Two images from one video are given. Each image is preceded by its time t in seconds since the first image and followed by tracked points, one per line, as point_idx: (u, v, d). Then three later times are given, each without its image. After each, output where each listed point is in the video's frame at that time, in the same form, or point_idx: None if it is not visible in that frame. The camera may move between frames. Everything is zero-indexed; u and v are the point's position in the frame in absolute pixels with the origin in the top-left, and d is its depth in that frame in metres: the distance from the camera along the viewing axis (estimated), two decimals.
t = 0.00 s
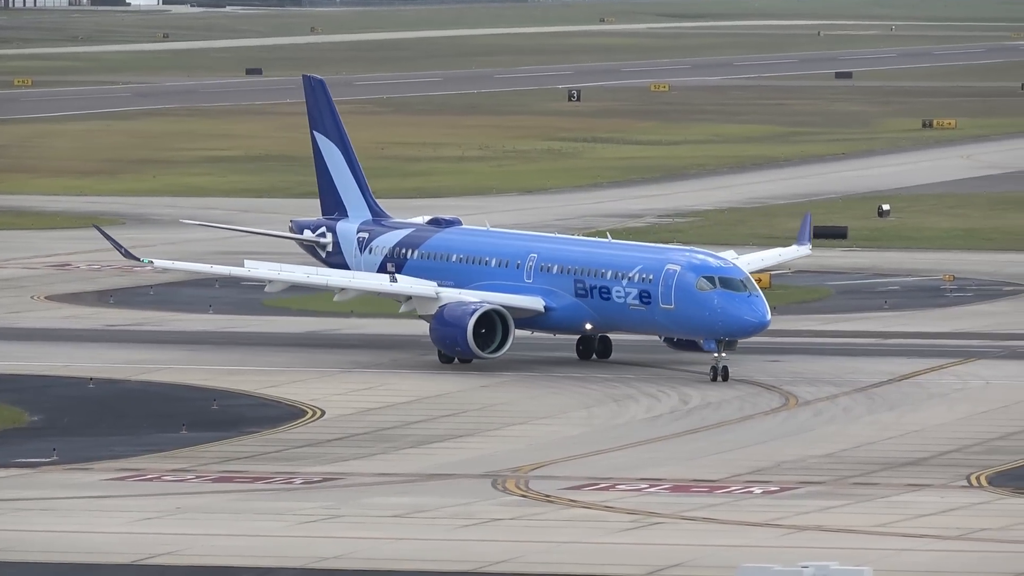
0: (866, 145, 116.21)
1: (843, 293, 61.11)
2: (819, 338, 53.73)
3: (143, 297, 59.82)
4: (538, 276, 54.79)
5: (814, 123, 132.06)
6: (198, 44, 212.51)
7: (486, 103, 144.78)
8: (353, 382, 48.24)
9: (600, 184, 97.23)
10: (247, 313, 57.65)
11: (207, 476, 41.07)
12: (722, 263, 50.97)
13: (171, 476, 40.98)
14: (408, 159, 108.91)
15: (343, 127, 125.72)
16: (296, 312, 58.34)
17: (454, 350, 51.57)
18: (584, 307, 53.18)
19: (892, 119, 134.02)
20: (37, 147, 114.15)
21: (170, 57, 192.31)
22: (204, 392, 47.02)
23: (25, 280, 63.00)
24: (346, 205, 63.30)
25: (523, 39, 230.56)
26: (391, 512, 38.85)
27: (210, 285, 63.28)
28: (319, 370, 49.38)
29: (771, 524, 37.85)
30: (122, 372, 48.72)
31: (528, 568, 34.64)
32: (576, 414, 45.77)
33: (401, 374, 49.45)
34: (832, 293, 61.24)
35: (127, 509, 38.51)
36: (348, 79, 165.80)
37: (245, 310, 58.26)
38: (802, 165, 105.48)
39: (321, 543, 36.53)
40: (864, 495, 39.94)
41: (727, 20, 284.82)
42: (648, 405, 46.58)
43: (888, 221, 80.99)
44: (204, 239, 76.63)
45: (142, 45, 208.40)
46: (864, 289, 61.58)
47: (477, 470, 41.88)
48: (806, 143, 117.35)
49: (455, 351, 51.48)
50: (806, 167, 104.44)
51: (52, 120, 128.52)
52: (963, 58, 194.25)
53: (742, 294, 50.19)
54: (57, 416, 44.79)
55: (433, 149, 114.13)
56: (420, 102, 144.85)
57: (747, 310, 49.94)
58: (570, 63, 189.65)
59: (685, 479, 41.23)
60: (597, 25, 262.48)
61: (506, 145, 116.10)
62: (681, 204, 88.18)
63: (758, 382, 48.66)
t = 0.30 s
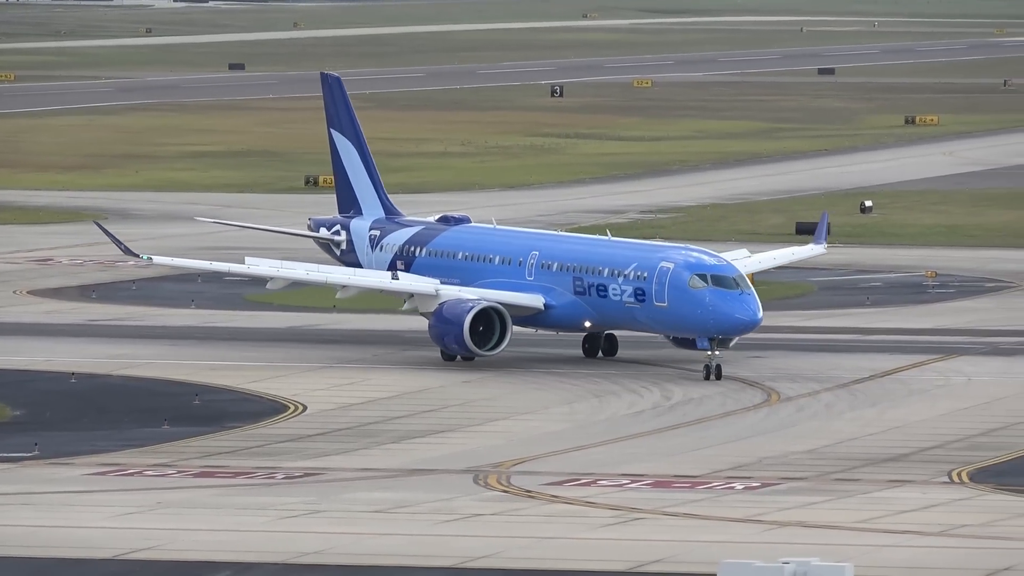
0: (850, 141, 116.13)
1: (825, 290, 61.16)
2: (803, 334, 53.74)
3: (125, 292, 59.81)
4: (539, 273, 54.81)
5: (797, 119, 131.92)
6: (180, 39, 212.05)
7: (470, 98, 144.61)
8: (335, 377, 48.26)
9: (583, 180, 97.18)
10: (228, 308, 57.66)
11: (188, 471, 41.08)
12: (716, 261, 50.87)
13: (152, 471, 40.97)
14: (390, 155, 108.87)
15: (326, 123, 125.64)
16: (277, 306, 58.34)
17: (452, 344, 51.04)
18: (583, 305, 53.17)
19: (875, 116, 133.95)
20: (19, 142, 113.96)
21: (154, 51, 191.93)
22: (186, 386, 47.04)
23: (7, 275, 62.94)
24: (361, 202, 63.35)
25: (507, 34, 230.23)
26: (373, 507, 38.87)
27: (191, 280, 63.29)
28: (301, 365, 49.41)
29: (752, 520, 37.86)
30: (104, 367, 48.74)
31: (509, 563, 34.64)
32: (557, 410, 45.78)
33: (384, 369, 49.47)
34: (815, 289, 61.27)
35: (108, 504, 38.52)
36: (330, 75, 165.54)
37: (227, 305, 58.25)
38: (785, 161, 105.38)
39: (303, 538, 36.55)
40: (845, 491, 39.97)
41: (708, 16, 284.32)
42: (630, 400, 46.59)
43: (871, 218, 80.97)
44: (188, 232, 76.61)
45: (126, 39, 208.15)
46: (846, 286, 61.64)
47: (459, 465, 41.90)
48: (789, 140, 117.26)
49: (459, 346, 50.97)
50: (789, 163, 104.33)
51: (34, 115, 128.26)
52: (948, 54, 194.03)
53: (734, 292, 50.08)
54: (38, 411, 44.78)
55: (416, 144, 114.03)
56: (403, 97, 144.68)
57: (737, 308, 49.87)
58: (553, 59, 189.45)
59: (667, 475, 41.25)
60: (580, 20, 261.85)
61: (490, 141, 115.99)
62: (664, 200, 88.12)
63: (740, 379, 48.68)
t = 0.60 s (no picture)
0: (828, 140, 116.28)
1: (802, 289, 61.27)
2: (780, 333, 53.79)
3: (102, 288, 59.79)
4: (533, 273, 54.65)
5: (775, 118, 132.00)
6: (158, 35, 211.94)
7: (448, 95, 144.59)
8: (312, 374, 48.28)
9: (560, 178, 97.20)
10: (204, 304, 57.64)
11: (164, 468, 41.07)
12: (703, 262, 50.65)
13: (129, 467, 40.98)
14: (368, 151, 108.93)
15: (304, 120, 125.55)
16: (253, 303, 58.35)
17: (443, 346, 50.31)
18: (573, 305, 53.04)
19: (852, 115, 134.04)
20: None
21: (132, 47, 191.75)
22: (164, 382, 47.03)
23: None
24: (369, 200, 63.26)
25: (486, 32, 229.98)
26: (349, 504, 38.86)
27: (168, 276, 63.28)
28: (278, 362, 49.42)
29: (728, 518, 37.85)
30: (81, 362, 48.72)
31: (485, 561, 34.64)
32: (534, 407, 45.79)
33: (361, 366, 49.48)
34: (792, 289, 61.35)
35: (85, 500, 38.51)
36: (308, 72, 165.46)
37: (204, 301, 58.26)
38: (764, 160, 105.37)
39: (279, 534, 36.54)
40: (821, 490, 39.96)
41: (686, 14, 283.91)
42: (607, 398, 46.62)
43: (848, 217, 81.05)
44: (166, 227, 76.55)
45: (103, 35, 207.66)
46: (823, 285, 61.77)
47: (435, 463, 41.90)
48: (767, 138, 117.35)
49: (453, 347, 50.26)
50: (766, 162, 104.30)
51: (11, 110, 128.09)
52: (926, 54, 194.09)
53: (718, 293, 49.85)
54: (14, 407, 44.77)
55: (393, 141, 114.05)
56: (381, 94, 144.64)
57: (722, 309, 49.62)
58: (530, 57, 189.44)
59: (643, 473, 41.24)
60: (559, 19, 261.49)
61: (467, 138, 116.00)
62: (641, 198, 88.17)
63: (716, 377, 48.73)
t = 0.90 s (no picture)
0: (810, 138, 116.32)
1: (784, 287, 61.29)
2: (763, 330, 53.83)
3: (85, 284, 59.80)
4: (532, 272, 54.11)
5: (756, 115, 131.99)
6: (140, 31, 211.69)
7: (429, 92, 144.44)
8: (295, 370, 48.28)
9: (542, 175, 97.18)
10: (185, 301, 57.62)
11: (147, 464, 41.08)
12: (694, 262, 50.03)
13: (111, 464, 40.98)
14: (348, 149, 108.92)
15: (287, 116, 125.56)
16: (234, 299, 58.32)
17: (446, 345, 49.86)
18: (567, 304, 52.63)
19: (834, 113, 134.03)
20: None
21: (114, 44, 191.50)
22: (147, 379, 47.03)
23: None
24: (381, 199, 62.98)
25: (468, 28, 229.87)
26: (331, 501, 38.87)
27: (151, 273, 63.29)
28: (260, 359, 49.40)
29: (710, 515, 37.89)
30: (63, 359, 48.71)
31: (467, 557, 34.65)
32: (516, 404, 45.80)
33: (343, 363, 49.47)
34: (775, 286, 61.40)
35: (67, 496, 38.52)
36: (289, 68, 165.40)
37: (186, 298, 58.28)
38: (746, 157, 105.41)
39: (261, 531, 36.55)
40: (803, 487, 39.98)
41: (667, 11, 284.11)
42: (589, 395, 46.61)
43: (830, 215, 81.13)
44: (149, 224, 76.48)
45: (85, 32, 207.43)
46: (805, 283, 61.81)
47: (417, 459, 41.89)
48: (749, 135, 117.39)
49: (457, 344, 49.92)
50: (749, 159, 104.34)
51: None
52: (908, 52, 194.24)
53: (708, 293, 49.22)
54: None
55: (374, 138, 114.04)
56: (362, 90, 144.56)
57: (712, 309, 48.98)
58: (512, 54, 189.21)
59: (626, 470, 41.25)
60: (540, 16, 261.15)
61: (449, 134, 115.93)
62: (623, 195, 88.19)
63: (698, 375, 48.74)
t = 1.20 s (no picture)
0: (795, 135, 116.39)
1: (768, 284, 61.32)
2: (748, 328, 53.84)
3: (69, 282, 59.82)
4: (530, 272, 53.48)
5: (740, 112, 132.07)
6: (125, 29, 211.63)
7: (414, 90, 144.40)
8: (278, 368, 48.32)
9: (527, 173, 97.20)
10: (169, 298, 57.66)
11: (130, 462, 41.09)
12: (684, 262, 49.35)
13: (94, 462, 40.99)
14: (333, 147, 109.02)
15: (270, 114, 125.51)
16: (219, 297, 58.33)
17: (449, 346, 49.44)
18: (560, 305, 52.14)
19: (818, 110, 134.04)
20: None
21: (100, 42, 191.42)
22: (131, 377, 47.05)
23: None
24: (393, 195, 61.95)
25: (454, 26, 229.57)
26: (315, 499, 38.87)
27: (135, 270, 63.33)
28: (243, 356, 49.44)
29: (693, 513, 37.90)
30: (47, 357, 48.75)
31: (451, 555, 34.68)
32: (499, 402, 45.81)
33: (327, 360, 49.49)
34: (759, 284, 61.39)
35: (50, 494, 38.53)
36: (274, 66, 165.35)
37: (170, 295, 58.32)
38: (730, 155, 105.42)
39: (245, 529, 36.57)
40: (787, 485, 39.99)
41: (651, 8, 283.45)
42: (572, 393, 46.63)
43: (814, 212, 81.20)
44: (134, 222, 76.50)
45: (69, 29, 207.27)
46: (789, 280, 61.87)
47: (401, 457, 41.89)
48: (734, 133, 117.46)
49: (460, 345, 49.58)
50: (732, 157, 104.30)
51: None
52: (893, 50, 194.18)
53: (697, 294, 48.56)
54: None
55: (359, 136, 114.12)
56: (346, 88, 144.55)
57: (700, 309, 48.30)
58: (496, 51, 189.18)
59: (609, 467, 41.26)
60: (523, 14, 260.66)
61: (434, 132, 115.98)
62: (607, 193, 88.23)
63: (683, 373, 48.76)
